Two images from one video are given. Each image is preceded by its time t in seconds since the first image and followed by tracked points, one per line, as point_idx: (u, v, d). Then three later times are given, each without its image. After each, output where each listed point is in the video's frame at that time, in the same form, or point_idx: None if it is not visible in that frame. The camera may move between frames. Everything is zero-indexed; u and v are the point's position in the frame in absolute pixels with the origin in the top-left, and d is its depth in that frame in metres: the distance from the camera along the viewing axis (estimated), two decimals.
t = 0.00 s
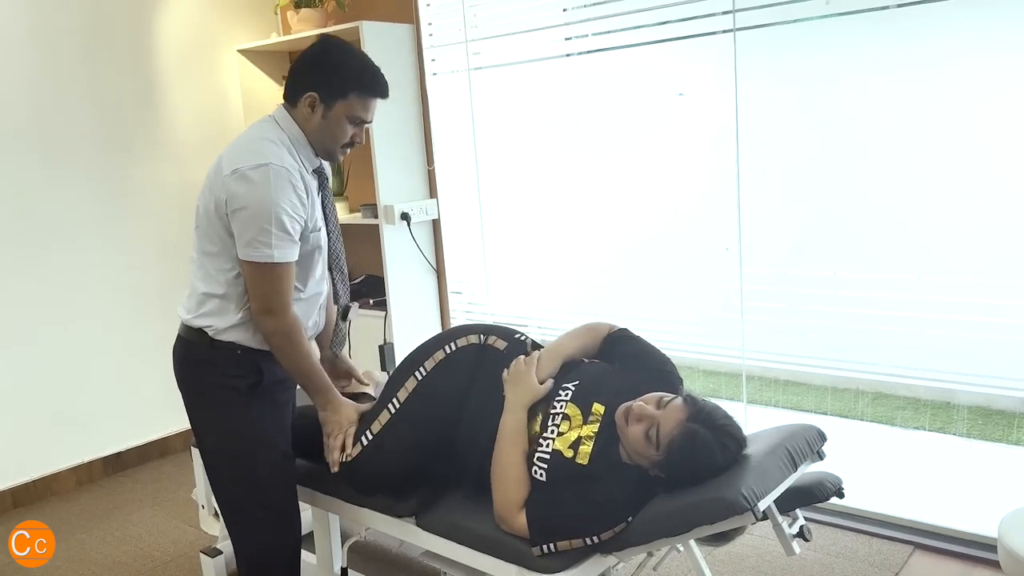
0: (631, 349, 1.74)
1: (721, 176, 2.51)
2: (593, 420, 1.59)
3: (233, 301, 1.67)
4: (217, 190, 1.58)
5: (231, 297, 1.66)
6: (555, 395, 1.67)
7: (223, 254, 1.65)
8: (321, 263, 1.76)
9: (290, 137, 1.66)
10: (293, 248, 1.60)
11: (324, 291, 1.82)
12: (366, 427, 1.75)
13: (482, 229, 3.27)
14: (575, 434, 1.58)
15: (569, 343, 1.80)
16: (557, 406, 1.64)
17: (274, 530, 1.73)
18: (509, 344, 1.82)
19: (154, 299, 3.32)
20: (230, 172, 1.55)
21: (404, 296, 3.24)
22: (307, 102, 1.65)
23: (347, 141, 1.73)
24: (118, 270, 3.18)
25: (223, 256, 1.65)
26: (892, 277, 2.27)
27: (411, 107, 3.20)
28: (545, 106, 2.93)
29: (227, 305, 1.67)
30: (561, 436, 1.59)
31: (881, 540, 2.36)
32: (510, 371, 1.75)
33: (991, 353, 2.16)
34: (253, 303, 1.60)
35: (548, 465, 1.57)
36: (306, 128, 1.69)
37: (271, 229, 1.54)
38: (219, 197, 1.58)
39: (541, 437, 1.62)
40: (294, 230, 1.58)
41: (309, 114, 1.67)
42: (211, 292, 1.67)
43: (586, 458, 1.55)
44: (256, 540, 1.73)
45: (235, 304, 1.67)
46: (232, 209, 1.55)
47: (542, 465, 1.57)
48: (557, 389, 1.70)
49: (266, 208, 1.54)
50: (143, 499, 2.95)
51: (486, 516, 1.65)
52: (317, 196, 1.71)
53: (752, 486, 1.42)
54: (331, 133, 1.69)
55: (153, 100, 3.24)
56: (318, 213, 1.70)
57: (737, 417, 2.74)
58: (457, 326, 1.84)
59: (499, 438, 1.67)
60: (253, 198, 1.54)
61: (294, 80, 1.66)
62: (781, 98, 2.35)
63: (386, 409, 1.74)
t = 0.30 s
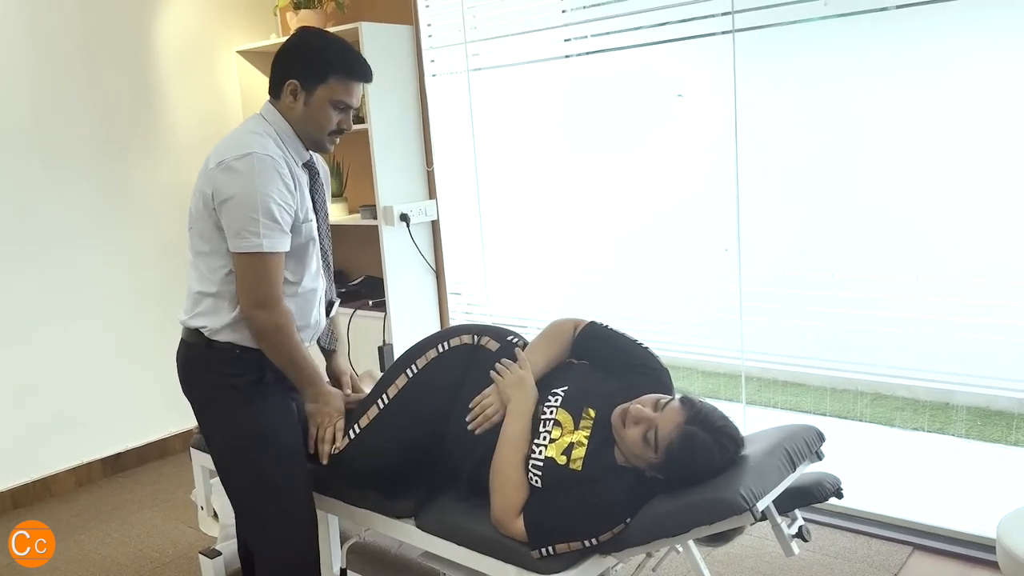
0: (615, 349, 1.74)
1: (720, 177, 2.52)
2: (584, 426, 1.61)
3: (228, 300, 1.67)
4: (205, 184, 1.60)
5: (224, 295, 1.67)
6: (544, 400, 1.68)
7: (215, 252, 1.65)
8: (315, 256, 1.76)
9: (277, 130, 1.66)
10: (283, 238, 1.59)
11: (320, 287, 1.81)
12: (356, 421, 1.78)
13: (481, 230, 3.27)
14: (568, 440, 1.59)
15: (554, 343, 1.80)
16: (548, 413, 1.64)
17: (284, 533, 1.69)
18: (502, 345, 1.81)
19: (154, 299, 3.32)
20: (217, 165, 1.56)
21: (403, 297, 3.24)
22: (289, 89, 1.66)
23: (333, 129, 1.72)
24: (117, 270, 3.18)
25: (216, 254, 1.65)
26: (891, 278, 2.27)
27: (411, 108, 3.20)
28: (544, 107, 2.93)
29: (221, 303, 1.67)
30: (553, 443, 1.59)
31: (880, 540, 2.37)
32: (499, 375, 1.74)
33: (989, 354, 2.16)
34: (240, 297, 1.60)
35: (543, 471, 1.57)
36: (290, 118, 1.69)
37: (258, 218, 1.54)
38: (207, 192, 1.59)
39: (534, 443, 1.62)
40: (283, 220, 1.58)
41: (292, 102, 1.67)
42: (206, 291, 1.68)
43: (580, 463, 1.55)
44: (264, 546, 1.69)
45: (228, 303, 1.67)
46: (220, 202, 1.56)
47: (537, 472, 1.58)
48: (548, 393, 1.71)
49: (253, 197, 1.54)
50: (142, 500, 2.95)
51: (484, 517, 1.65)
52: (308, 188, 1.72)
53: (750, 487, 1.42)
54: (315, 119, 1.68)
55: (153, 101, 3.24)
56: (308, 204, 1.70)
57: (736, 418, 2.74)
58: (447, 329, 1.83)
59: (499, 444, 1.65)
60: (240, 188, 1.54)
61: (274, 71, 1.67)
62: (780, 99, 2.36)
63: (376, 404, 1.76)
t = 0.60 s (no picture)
0: (618, 352, 1.74)
1: (718, 177, 2.52)
2: (586, 424, 1.61)
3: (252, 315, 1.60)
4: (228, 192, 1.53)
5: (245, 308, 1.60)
6: (547, 400, 1.69)
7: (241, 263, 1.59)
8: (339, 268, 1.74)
9: (295, 131, 1.62)
10: (310, 245, 1.52)
11: (343, 297, 1.79)
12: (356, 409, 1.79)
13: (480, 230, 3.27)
14: (569, 439, 1.60)
15: (557, 344, 1.80)
16: (550, 411, 1.65)
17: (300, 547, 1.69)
18: (504, 345, 1.81)
19: (153, 299, 3.31)
20: (239, 173, 1.50)
21: (402, 297, 3.24)
22: (310, 91, 1.61)
23: (355, 134, 1.69)
24: (116, 270, 3.17)
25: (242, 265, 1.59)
26: (888, 279, 2.28)
27: (409, 108, 3.20)
28: (543, 108, 2.93)
29: (243, 317, 1.60)
30: (555, 441, 1.60)
31: (877, 540, 2.37)
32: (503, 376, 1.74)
33: (987, 355, 2.16)
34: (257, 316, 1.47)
35: (543, 470, 1.58)
36: (311, 120, 1.64)
37: (280, 228, 1.45)
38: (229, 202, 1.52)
39: (536, 441, 1.63)
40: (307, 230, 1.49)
41: (313, 104, 1.62)
42: (225, 304, 1.61)
43: (581, 462, 1.57)
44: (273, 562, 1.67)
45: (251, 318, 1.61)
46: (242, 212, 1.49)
47: (537, 470, 1.59)
48: (549, 392, 1.72)
49: (276, 206, 1.47)
50: (140, 500, 2.94)
51: (484, 517, 1.65)
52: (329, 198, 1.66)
53: (748, 487, 1.42)
54: (337, 122, 1.64)
55: (152, 100, 3.24)
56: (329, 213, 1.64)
57: (734, 418, 2.74)
58: (447, 330, 1.84)
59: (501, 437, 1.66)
60: (263, 197, 1.47)
61: (293, 69, 1.62)
62: (778, 99, 2.36)
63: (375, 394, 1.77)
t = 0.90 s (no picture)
0: (617, 351, 1.75)
1: (716, 177, 2.52)
2: (583, 423, 1.62)
3: (277, 324, 1.52)
4: (277, 202, 1.43)
5: (273, 319, 1.51)
6: (545, 397, 1.68)
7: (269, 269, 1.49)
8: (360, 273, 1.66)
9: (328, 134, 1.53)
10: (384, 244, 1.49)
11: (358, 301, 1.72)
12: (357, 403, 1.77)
13: (478, 229, 3.27)
14: (565, 437, 1.60)
15: (560, 342, 1.80)
16: (548, 408, 1.65)
17: (309, 553, 1.63)
18: (506, 343, 1.82)
19: (151, 298, 3.30)
20: (296, 181, 1.41)
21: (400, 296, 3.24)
22: (345, 97, 1.52)
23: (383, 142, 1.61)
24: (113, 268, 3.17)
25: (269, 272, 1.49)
26: (886, 278, 2.28)
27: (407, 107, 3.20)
28: (541, 107, 2.93)
29: (269, 328, 1.51)
30: (552, 439, 1.60)
31: (874, 539, 2.37)
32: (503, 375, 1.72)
33: (985, 354, 2.16)
34: (385, 336, 1.46)
35: (540, 467, 1.58)
36: (341, 125, 1.56)
37: (361, 233, 1.42)
38: (280, 209, 1.43)
39: (533, 439, 1.62)
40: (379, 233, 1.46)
41: (346, 110, 1.53)
42: (249, 314, 1.50)
43: (578, 460, 1.57)
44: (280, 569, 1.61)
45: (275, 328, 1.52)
46: (307, 220, 1.42)
47: (534, 467, 1.59)
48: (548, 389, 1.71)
49: (347, 213, 1.42)
50: (138, 499, 2.94)
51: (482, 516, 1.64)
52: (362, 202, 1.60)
53: (745, 486, 1.42)
54: (369, 130, 1.56)
55: (150, 99, 3.23)
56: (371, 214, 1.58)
57: (732, 417, 2.73)
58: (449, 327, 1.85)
59: (500, 434, 1.65)
60: (329, 205, 1.41)
61: (327, 69, 1.52)
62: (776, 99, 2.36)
63: (376, 389, 1.75)
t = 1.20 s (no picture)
0: (611, 347, 1.75)
1: (715, 176, 2.52)
2: (580, 418, 1.61)
3: (288, 320, 1.51)
4: (308, 198, 1.43)
5: (285, 315, 1.50)
6: (543, 394, 1.67)
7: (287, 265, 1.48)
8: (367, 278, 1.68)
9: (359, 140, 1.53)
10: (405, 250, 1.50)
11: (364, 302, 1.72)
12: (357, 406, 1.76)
13: (476, 226, 3.27)
14: (563, 433, 1.60)
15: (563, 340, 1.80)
16: (546, 404, 1.64)
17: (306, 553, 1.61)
18: (504, 341, 1.82)
19: (149, 295, 3.29)
20: (332, 178, 1.42)
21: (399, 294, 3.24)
22: (380, 110, 1.52)
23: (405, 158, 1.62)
24: (112, 265, 3.16)
25: (287, 268, 1.48)
26: (885, 276, 2.28)
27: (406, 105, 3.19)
28: (540, 105, 2.93)
29: (280, 323, 1.50)
30: (549, 435, 1.60)
31: (872, 538, 2.37)
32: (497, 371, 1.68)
33: (983, 352, 2.16)
34: (389, 338, 1.47)
35: (537, 463, 1.58)
36: (371, 137, 1.56)
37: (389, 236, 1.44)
38: (311, 206, 1.43)
39: (530, 436, 1.62)
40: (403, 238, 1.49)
41: (378, 123, 1.54)
42: (263, 308, 1.48)
43: (575, 456, 1.57)
44: (277, 569, 1.59)
45: (285, 323, 1.51)
46: (337, 219, 1.42)
47: (531, 464, 1.58)
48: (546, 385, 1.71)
49: (379, 216, 1.43)
50: (136, 496, 2.94)
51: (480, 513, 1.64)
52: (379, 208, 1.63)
53: (743, 483, 1.42)
54: (396, 145, 1.58)
55: (148, 95, 3.23)
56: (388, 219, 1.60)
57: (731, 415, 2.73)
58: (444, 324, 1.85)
59: (495, 433, 1.65)
60: (363, 206, 1.42)
61: (366, 81, 1.52)
62: (777, 97, 2.36)
63: (375, 391, 1.74)
